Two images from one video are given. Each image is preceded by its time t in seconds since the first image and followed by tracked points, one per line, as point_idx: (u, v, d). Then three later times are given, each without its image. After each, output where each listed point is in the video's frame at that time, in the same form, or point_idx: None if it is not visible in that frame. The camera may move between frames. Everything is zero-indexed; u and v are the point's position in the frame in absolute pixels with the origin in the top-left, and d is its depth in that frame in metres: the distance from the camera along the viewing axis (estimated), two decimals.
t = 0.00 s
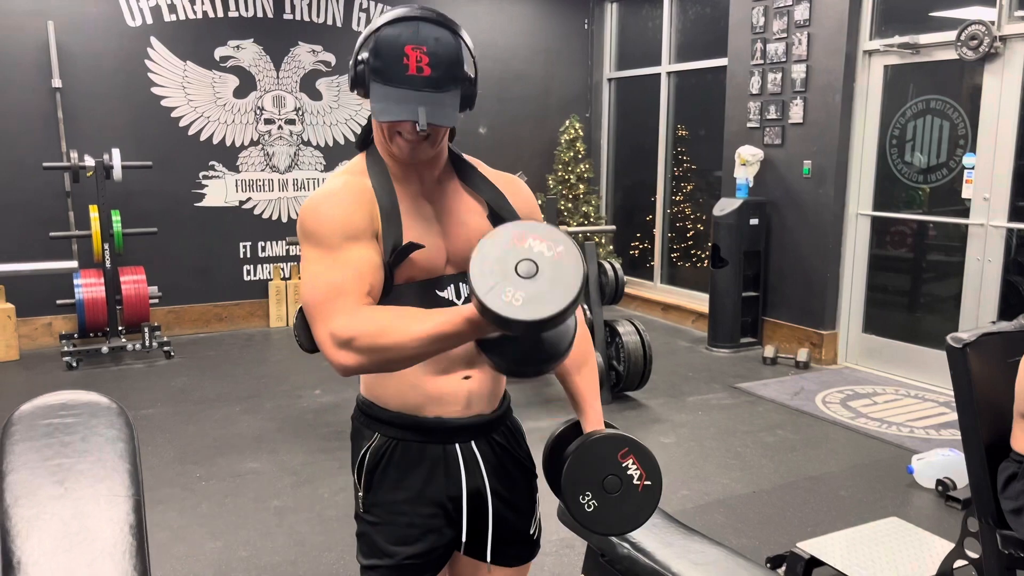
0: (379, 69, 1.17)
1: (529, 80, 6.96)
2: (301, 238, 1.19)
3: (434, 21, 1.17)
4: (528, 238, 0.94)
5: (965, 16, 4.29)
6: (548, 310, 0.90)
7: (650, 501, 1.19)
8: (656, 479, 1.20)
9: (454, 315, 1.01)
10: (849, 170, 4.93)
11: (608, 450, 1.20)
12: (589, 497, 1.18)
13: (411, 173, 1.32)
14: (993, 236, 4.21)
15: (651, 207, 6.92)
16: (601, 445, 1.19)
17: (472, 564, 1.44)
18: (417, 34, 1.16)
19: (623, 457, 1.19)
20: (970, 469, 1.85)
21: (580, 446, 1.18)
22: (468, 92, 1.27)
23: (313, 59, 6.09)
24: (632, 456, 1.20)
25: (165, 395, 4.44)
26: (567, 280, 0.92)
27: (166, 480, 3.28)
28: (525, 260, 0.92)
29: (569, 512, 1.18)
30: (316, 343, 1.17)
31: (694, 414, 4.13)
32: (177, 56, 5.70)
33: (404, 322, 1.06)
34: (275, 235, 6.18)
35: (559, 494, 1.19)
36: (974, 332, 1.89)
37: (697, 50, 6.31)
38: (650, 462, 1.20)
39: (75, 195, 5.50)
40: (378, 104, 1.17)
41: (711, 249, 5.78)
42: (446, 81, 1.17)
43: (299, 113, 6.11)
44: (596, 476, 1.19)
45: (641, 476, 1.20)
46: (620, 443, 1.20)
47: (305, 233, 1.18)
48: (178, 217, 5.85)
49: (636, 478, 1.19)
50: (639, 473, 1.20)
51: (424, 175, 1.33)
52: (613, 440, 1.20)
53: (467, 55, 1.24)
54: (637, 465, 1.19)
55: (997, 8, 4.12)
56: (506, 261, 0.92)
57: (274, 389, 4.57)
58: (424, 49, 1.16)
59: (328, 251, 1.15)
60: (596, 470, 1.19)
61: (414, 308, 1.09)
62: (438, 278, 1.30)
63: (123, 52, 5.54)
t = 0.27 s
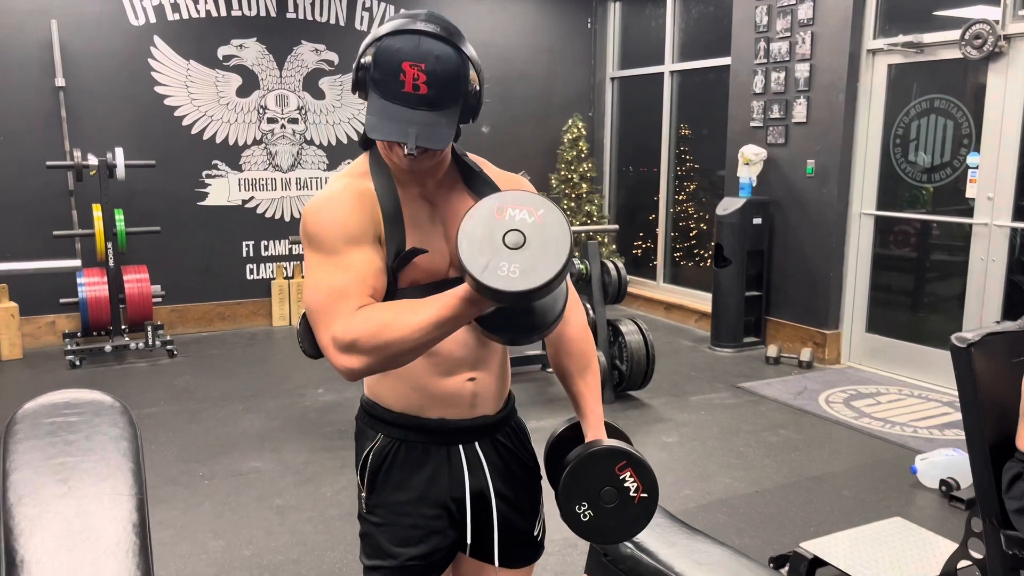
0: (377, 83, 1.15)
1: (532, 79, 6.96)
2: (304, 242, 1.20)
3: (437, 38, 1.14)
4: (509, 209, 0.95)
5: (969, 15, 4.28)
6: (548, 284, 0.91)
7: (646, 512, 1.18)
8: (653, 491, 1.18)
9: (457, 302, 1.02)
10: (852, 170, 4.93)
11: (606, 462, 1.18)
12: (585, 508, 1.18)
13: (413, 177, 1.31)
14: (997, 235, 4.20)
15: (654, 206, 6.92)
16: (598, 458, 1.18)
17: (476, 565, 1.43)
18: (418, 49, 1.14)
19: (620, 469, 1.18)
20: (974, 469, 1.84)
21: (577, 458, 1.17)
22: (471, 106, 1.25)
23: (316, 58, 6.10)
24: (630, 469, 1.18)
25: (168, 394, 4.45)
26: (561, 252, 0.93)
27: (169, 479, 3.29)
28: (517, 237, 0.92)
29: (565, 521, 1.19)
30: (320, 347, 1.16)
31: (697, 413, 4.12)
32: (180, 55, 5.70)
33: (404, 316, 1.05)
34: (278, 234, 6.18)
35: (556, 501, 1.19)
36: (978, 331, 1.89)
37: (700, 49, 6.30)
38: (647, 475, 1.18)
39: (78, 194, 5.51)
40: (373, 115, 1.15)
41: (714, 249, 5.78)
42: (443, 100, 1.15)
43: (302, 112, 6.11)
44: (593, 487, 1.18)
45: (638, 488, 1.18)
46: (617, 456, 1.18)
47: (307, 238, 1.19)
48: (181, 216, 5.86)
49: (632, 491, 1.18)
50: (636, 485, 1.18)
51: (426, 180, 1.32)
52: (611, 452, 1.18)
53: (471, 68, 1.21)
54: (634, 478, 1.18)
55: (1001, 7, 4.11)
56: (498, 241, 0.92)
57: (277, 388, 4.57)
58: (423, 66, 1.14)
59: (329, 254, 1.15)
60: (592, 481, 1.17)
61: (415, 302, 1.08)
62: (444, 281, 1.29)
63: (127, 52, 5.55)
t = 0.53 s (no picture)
0: (377, 84, 1.14)
1: (534, 78, 6.96)
2: (304, 244, 1.20)
3: (437, 37, 1.13)
4: (536, 274, 0.94)
5: (973, 14, 4.26)
6: (551, 345, 0.89)
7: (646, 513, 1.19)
8: (653, 492, 1.19)
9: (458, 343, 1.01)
10: (855, 169, 4.92)
11: (607, 465, 1.18)
12: (586, 510, 1.18)
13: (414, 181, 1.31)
14: (1001, 235, 4.19)
15: (656, 205, 6.91)
16: (600, 460, 1.17)
17: (474, 563, 1.43)
18: (418, 49, 1.13)
19: (621, 472, 1.18)
20: (977, 469, 1.83)
21: (578, 460, 1.17)
22: (472, 105, 1.24)
23: (318, 58, 6.10)
24: (630, 471, 1.18)
25: (171, 393, 4.45)
26: (569, 320, 0.92)
27: (171, 478, 3.29)
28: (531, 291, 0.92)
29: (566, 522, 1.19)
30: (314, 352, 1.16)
31: (699, 413, 4.12)
32: (183, 55, 5.71)
33: (403, 340, 1.06)
34: (281, 234, 6.18)
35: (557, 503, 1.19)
36: (982, 331, 1.88)
37: (703, 49, 6.29)
38: (648, 477, 1.18)
39: (81, 194, 5.52)
40: (373, 116, 1.14)
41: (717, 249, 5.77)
42: (444, 99, 1.14)
43: (305, 111, 6.11)
44: (594, 490, 1.17)
45: (639, 490, 1.18)
46: (618, 458, 1.18)
47: (308, 240, 1.19)
48: (184, 216, 5.86)
49: (632, 492, 1.18)
50: (636, 487, 1.18)
51: (426, 182, 1.31)
52: (612, 454, 1.18)
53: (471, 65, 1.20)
54: (634, 479, 1.18)
55: (1005, 7, 4.09)
56: (512, 291, 0.91)
57: (280, 387, 4.57)
58: (423, 66, 1.13)
59: (329, 261, 1.16)
60: (593, 483, 1.17)
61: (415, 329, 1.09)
62: (441, 284, 1.30)
63: (130, 52, 5.56)
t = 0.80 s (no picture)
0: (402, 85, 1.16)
1: (537, 78, 6.96)
2: (318, 238, 1.24)
3: (463, 44, 1.14)
4: (552, 412, 1.03)
5: (975, 14, 4.26)
6: (519, 482, 0.99)
7: (643, 521, 1.19)
8: (650, 500, 1.19)
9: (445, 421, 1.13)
10: (858, 169, 4.91)
11: (605, 474, 1.17)
12: (584, 517, 1.17)
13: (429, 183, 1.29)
14: (1004, 235, 4.18)
15: (658, 206, 6.91)
16: (601, 467, 1.16)
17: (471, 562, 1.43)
18: (443, 55, 1.13)
19: (620, 479, 1.17)
20: (980, 469, 1.83)
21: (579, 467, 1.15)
22: (493, 112, 1.24)
23: (320, 58, 6.10)
24: (629, 478, 1.18)
25: (173, 394, 4.46)
26: (554, 473, 1.01)
27: (174, 479, 3.29)
28: (537, 426, 1.02)
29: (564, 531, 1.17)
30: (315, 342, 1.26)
31: (702, 414, 4.11)
32: (185, 56, 5.71)
33: (399, 384, 1.16)
34: (283, 234, 6.19)
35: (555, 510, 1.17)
36: (984, 331, 1.88)
37: (705, 49, 6.29)
38: (646, 484, 1.18)
39: (84, 194, 5.53)
40: (394, 119, 1.16)
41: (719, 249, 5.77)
42: (465, 107, 1.15)
43: (307, 112, 6.12)
44: (593, 496, 1.16)
45: (636, 497, 1.18)
46: (618, 466, 1.17)
47: (322, 237, 1.23)
48: (187, 217, 5.87)
49: (630, 499, 1.18)
50: (635, 494, 1.18)
51: (443, 185, 1.30)
52: (611, 462, 1.17)
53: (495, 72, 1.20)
54: (633, 487, 1.18)
55: (1008, 7, 4.09)
56: (519, 416, 1.02)
57: (282, 388, 4.57)
58: (447, 72, 1.14)
59: (341, 268, 1.21)
60: (593, 490, 1.16)
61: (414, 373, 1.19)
62: (447, 288, 1.31)
63: (133, 53, 5.57)
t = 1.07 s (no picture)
0: (433, 94, 1.19)
1: (539, 79, 6.96)
2: (334, 241, 1.23)
3: (495, 57, 1.17)
4: (501, 532, 1.11)
5: (978, 14, 4.25)
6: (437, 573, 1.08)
7: (646, 537, 1.28)
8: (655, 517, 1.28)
9: (405, 485, 1.15)
10: (861, 170, 4.90)
11: (613, 491, 1.25)
12: (590, 527, 1.25)
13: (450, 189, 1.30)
14: (1007, 235, 4.17)
15: (661, 206, 6.90)
16: (610, 483, 1.25)
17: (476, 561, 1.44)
18: (476, 67, 1.16)
19: (628, 495, 1.26)
20: (985, 471, 1.83)
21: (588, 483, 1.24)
22: (521, 123, 1.27)
23: (323, 60, 6.11)
24: (637, 495, 1.26)
25: (177, 395, 4.46)
26: None
27: (178, 480, 3.30)
28: (482, 535, 1.10)
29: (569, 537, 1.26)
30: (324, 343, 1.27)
31: (705, 415, 4.11)
32: (188, 58, 5.73)
33: (377, 429, 1.18)
34: (287, 235, 6.20)
35: (563, 519, 1.26)
36: (988, 331, 1.88)
37: (708, 50, 6.29)
38: (652, 502, 1.27)
39: (88, 196, 5.54)
40: (423, 126, 1.21)
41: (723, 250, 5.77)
42: (494, 119, 1.19)
43: (310, 114, 6.13)
44: (600, 509, 1.25)
45: (642, 514, 1.27)
46: (628, 483, 1.26)
47: (339, 241, 1.23)
48: (190, 218, 5.88)
49: (636, 515, 1.27)
50: (640, 511, 1.27)
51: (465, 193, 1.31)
52: (621, 480, 1.26)
53: (526, 85, 1.23)
54: (639, 503, 1.27)
55: (1011, 6, 4.08)
56: (468, 520, 1.09)
57: (285, 389, 4.58)
58: (479, 84, 1.17)
59: (356, 275, 1.21)
60: (600, 503, 1.25)
61: (402, 419, 1.20)
62: (460, 296, 1.32)
63: (136, 55, 5.58)
